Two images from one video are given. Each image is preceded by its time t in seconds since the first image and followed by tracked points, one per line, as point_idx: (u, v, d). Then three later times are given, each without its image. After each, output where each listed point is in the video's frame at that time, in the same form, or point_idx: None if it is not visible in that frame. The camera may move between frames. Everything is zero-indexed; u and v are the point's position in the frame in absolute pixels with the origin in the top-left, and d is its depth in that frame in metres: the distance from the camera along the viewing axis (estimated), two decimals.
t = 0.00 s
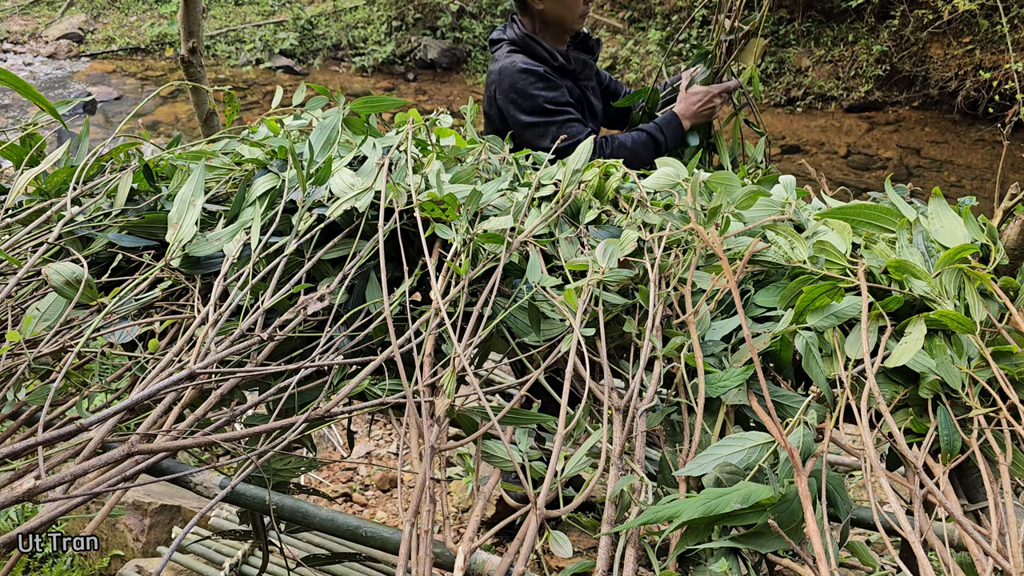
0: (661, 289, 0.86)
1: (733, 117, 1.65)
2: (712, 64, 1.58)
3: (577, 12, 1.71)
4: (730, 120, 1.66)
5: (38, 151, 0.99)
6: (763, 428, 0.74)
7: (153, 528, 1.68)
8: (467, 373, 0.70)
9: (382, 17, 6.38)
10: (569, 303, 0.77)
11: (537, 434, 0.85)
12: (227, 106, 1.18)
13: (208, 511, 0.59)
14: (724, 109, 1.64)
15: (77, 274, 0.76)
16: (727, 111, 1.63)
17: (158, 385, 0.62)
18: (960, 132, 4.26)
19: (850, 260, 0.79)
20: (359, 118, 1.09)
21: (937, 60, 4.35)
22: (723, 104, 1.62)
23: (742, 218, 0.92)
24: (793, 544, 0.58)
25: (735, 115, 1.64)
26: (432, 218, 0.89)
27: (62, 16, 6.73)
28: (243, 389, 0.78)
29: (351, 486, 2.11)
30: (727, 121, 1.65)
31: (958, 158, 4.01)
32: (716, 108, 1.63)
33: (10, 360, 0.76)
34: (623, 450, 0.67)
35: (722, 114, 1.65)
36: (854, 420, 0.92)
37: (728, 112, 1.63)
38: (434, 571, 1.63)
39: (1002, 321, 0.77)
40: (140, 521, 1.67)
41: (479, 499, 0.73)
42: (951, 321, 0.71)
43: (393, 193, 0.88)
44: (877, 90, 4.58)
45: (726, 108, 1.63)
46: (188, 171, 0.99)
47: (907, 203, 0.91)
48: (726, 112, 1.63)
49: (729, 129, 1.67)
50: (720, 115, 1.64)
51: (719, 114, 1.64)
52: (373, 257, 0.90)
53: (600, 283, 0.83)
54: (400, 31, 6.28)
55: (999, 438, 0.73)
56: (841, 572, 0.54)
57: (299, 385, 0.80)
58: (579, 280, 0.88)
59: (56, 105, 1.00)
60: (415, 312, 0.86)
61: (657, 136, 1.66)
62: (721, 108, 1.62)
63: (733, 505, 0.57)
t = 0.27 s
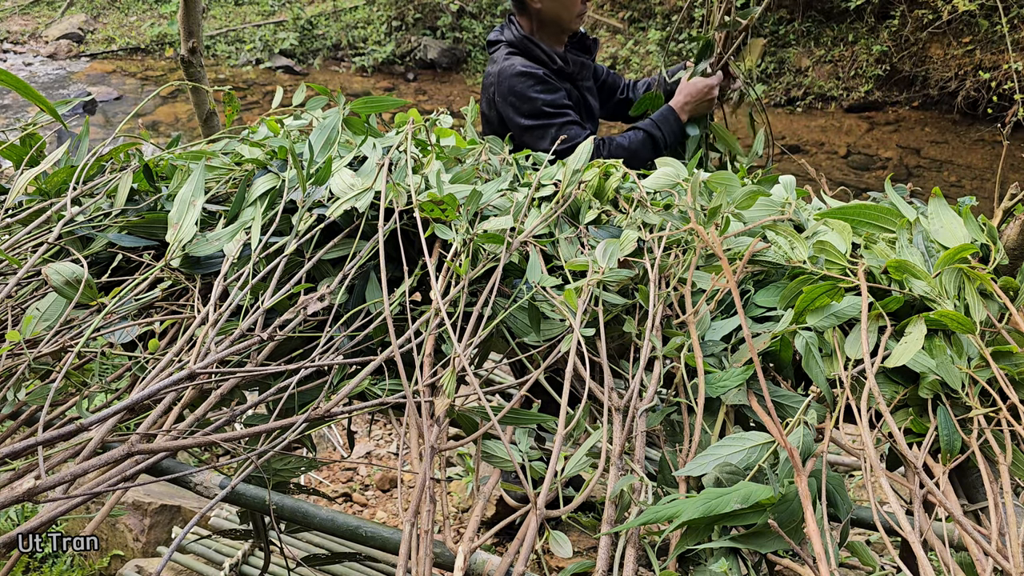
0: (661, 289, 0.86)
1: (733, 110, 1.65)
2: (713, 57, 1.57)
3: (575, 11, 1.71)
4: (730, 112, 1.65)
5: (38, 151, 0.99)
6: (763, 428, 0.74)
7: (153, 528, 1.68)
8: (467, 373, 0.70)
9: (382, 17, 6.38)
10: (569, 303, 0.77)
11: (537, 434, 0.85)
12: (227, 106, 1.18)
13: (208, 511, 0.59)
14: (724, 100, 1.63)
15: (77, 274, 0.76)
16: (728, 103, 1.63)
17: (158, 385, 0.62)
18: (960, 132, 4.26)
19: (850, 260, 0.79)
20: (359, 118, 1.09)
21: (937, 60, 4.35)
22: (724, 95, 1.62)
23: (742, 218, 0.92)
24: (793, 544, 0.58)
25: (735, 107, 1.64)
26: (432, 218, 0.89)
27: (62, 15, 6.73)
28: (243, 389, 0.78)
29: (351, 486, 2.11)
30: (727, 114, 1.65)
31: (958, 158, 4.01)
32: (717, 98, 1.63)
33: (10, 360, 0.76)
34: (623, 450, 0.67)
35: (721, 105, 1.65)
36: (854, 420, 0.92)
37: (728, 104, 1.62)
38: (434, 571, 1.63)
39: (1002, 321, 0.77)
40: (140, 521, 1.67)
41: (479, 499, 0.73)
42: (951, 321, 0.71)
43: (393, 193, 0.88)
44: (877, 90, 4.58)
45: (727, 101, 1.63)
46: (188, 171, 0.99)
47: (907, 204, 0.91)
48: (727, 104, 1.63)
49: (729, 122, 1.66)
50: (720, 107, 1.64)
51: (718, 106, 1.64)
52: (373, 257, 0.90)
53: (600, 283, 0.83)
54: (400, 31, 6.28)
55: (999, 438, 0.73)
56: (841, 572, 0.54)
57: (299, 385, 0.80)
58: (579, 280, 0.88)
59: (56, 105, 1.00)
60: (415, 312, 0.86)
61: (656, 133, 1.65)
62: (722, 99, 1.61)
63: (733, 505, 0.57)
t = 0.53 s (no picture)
0: (661, 289, 0.86)
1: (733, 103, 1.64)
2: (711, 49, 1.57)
3: (574, 10, 1.72)
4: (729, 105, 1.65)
5: (38, 151, 0.99)
6: (763, 428, 0.74)
7: (153, 528, 1.68)
8: (467, 373, 0.70)
9: (382, 17, 6.37)
10: (569, 303, 0.77)
11: (537, 434, 0.85)
12: (227, 106, 1.18)
13: (207, 511, 0.59)
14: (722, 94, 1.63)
15: (77, 274, 0.76)
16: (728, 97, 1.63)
17: (158, 385, 0.62)
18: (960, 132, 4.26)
19: (850, 260, 0.79)
20: (359, 118, 1.09)
21: (937, 60, 4.35)
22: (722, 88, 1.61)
23: (742, 218, 0.92)
24: (793, 544, 0.58)
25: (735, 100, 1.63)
26: (432, 217, 0.89)
27: (62, 15, 6.73)
28: (243, 389, 0.78)
29: (352, 486, 2.11)
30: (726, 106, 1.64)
31: (958, 158, 4.01)
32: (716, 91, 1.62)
33: (9, 360, 0.76)
34: (622, 450, 0.67)
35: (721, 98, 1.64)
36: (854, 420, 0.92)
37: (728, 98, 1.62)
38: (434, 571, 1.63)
39: (1002, 321, 0.77)
40: (140, 521, 1.67)
41: (479, 499, 0.73)
42: (951, 321, 0.71)
43: (393, 193, 0.88)
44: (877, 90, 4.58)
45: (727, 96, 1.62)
46: (188, 171, 0.99)
47: (907, 204, 0.91)
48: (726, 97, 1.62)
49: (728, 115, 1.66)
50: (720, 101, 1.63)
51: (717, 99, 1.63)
52: (373, 257, 0.90)
53: (599, 283, 0.83)
54: (400, 31, 6.28)
55: (999, 438, 0.73)
56: (841, 572, 0.54)
57: (299, 385, 0.80)
58: (579, 280, 0.88)
59: (56, 105, 1.00)
60: (415, 312, 0.86)
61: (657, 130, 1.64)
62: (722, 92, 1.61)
63: (733, 505, 0.57)
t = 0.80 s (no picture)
0: (661, 289, 0.86)
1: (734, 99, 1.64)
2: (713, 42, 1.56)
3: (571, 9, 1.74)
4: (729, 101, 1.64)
5: (38, 151, 0.99)
6: (763, 428, 0.74)
7: (153, 528, 1.68)
8: (467, 373, 0.70)
9: (382, 17, 6.37)
10: (569, 303, 0.77)
11: (536, 434, 0.85)
12: (227, 106, 1.18)
13: (207, 511, 0.59)
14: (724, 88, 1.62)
15: (77, 274, 0.76)
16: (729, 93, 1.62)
17: (158, 385, 0.63)
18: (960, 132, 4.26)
19: (850, 260, 0.79)
20: (359, 118, 1.09)
21: (937, 60, 4.35)
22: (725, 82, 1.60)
23: (742, 217, 0.92)
24: (793, 544, 0.58)
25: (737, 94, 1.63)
26: (432, 217, 0.89)
27: (61, 15, 6.73)
28: (243, 389, 0.78)
29: (351, 486, 2.11)
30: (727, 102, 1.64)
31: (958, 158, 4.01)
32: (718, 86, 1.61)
33: (10, 360, 0.76)
34: (623, 450, 0.67)
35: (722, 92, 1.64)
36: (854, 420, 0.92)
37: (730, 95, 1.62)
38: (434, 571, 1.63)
39: (1002, 321, 0.77)
40: (140, 521, 1.67)
41: (479, 499, 0.73)
42: (951, 321, 0.71)
43: (393, 193, 0.88)
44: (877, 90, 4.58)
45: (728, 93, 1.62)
46: (188, 171, 0.99)
47: (907, 204, 0.91)
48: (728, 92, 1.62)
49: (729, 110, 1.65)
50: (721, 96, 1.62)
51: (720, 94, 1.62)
52: (373, 257, 0.90)
53: (599, 283, 0.83)
54: (400, 31, 6.28)
55: (999, 438, 0.73)
56: (841, 572, 0.54)
57: (299, 385, 0.80)
58: (579, 280, 0.89)
59: (56, 105, 1.00)
60: (415, 312, 0.86)
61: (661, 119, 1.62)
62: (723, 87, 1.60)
63: (733, 505, 0.57)
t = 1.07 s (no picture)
0: (661, 289, 0.86)
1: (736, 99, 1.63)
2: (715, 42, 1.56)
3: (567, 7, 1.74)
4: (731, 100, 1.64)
5: (38, 151, 0.99)
6: (763, 428, 0.74)
7: (153, 528, 1.68)
8: (467, 373, 0.70)
9: (382, 17, 6.37)
10: (569, 303, 0.77)
11: (537, 434, 0.85)
12: (227, 106, 1.18)
13: (207, 511, 0.59)
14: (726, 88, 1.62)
15: (77, 274, 0.76)
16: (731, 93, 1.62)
17: (158, 385, 0.63)
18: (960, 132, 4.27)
19: (850, 260, 0.79)
20: (359, 118, 1.09)
21: (937, 60, 4.35)
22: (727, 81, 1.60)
23: (742, 217, 0.92)
24: (793, 544, 0.58)
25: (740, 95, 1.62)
26: (432, 217, 0.89)
27: (62, 16, 6.73)
28: (243, 389, 0.78)
29: (352, 486, 2.11)
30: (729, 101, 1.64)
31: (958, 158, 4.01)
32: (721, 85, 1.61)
33: (10, 360, 0.76)
34: (623, 450, 0.67)
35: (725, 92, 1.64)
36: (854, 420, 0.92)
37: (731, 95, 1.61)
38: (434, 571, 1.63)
39: (1002, 321, 0.77)
40: (140, 521, 1.67)
41: (479, 499, 0.73)
42: (951, 321, 0.71)
43: (393, 193, 0.88)
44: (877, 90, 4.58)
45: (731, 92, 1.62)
46: (188, 171, 0.99)
47: (907, 204, 0.91)
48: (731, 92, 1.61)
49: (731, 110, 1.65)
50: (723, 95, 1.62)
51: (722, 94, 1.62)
52: (373, 257, 0.90)
53: (599, 283, 0.83)
54: (400, 31, 6.28)
55: (999, 438, 0.73)
56: (841, 572, 0.54)
57: (299, 385, 0.80)
58: (579, 280, 0.89)
59: (56, 105, 1.00)
60: (415, 312, 0.86)
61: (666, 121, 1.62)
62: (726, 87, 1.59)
63: (733, 505, 0.57)
